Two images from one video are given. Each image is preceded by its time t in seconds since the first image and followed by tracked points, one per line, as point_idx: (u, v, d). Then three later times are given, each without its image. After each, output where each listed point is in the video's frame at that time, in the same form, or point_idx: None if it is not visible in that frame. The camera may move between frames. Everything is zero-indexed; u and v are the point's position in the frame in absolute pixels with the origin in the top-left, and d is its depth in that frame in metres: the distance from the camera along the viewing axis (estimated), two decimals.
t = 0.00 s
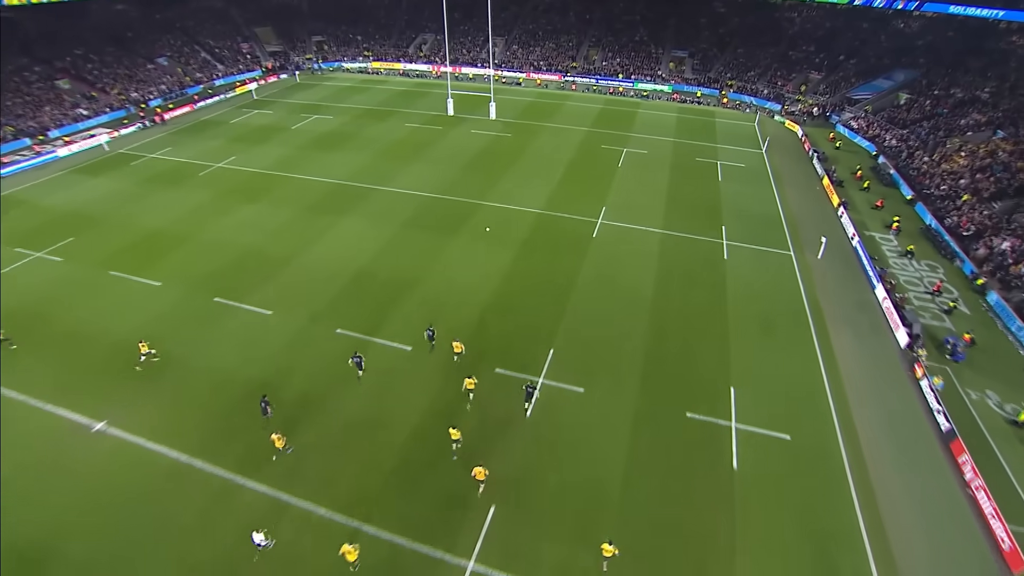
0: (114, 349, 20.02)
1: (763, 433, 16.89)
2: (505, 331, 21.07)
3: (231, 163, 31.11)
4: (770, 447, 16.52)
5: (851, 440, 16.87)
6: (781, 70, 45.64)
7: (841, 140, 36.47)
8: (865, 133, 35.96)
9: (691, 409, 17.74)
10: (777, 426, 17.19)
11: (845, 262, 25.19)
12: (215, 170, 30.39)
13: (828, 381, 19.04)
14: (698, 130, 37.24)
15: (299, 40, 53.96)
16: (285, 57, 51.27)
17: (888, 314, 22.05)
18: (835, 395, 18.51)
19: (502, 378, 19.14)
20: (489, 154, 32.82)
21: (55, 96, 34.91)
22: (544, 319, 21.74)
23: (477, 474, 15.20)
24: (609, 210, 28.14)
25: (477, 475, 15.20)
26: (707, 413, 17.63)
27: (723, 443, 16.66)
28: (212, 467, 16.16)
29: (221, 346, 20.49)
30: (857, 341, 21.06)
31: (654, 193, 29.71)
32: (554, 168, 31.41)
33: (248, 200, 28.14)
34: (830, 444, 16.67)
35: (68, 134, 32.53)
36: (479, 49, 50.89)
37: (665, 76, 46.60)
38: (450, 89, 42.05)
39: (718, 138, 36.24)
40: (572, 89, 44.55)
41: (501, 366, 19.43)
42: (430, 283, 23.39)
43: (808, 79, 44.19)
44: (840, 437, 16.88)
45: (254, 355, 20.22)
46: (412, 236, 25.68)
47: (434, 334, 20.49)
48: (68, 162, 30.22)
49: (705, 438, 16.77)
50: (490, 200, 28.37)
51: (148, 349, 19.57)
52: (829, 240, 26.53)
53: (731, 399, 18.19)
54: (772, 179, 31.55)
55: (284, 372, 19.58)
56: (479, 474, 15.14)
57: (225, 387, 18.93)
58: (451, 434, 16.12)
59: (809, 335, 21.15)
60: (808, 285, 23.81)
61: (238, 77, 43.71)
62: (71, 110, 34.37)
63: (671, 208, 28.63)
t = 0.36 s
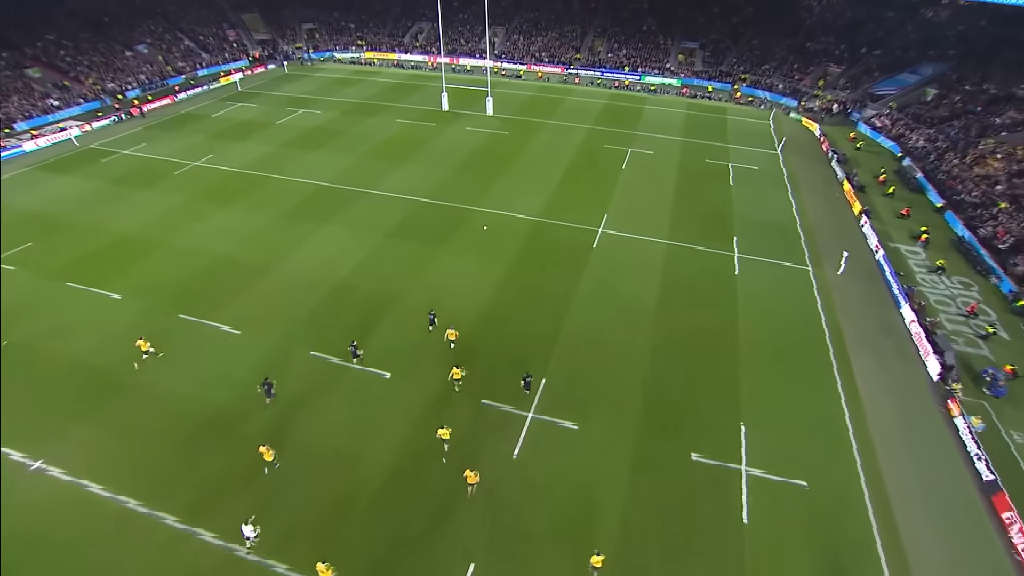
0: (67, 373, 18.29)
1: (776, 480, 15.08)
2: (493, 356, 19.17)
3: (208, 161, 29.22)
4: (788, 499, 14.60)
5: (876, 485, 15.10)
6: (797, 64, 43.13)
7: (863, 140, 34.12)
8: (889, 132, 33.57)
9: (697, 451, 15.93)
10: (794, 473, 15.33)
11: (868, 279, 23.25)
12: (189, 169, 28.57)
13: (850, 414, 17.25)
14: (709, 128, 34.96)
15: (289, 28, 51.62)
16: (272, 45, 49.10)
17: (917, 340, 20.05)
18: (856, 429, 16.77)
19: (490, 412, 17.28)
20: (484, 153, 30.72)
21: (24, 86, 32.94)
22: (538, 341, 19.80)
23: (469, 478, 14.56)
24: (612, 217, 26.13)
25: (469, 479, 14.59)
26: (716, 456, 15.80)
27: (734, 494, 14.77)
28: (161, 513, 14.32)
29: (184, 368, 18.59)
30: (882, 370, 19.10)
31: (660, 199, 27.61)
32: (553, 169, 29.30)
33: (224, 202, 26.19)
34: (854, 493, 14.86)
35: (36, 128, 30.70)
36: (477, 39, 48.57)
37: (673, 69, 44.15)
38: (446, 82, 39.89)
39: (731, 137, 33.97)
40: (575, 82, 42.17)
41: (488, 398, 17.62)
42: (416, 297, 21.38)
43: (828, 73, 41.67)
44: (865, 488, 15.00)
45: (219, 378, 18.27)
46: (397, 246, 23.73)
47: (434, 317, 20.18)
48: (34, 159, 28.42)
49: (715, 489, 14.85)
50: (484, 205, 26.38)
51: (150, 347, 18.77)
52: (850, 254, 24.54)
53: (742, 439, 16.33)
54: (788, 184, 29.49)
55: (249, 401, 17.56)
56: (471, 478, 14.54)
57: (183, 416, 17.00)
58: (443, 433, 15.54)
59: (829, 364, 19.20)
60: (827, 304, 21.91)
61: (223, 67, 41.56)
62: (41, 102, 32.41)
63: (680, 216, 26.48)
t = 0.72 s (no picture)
0: (25, 398, 16.89)
1: (803, 547, 12.89)
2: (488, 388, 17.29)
3: (195, 160, 27.57)
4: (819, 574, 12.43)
5: (922, 557, 12.83)
6: (830, 58, 40.26)
7: (903, 142, 31.25)
8: (933, 134, 30.68)
9: (710, 507, 13.77)
10: (823, 538, 13.12)
11: (908, 305, 20.90)
12: (174, 168, 26.91)
13: (889, 466, 14.97)
14: (732, 130, 32.51)
15: (292, 16, 49.67)
16: (274, 35, 47.21)
17: (967, 377, 17.62)
18: (895, 483, 14.54)
19: (480, 454, 15.33)
20: (488, 160, 29.00)
21: (11, 76, 31.67)
22: (538, 371, 17.87)
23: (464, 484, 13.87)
24: (622, 234, 24.26)
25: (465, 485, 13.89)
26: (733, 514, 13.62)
27: (753, 563, 12.62)
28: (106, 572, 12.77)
29: (151, 396, 17.07)
30: (927, 414, 16.77)
31: (674, 213, 25.68)
32: (560, 179, 27.59)
33: (209, 205, 24.61)
34: (896, 567, 12.61)
35: (19, 120, 29.22)
36: (488, 30, 46.25)
37: (695, 64, 41.46)
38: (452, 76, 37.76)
39: (756, 140, 31.51)
40: (589, 77, 39.71)
41: (479, 438, 15.64)
42: (407, 321, 19.77)
43: (864, 68, 38.72)
44: (909, 561, 12.72)
45: (186, 407, 16.71)
46: (389, 263, 22.17)
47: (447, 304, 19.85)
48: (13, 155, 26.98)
49: (732, 557, 12.72)
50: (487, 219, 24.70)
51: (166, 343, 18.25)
52: (888, 275, 22.18)
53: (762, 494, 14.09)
54: (818, 194, 27.08)
55: (216, 436, 15.94)
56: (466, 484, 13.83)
57: (144, 451, 15.49)
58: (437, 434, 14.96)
59: (866, 404, 16.90)
60: (862, 332, 19.65)
61: (220, 57, 39.78)
62: (27, 93, 31.02)
63: (696, 232, 24.55)
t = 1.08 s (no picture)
0: None
1: None
2: (491, 431, 15.49)
3: (201, 161, 26.40)
4: None
5: None
6: (887, 57, 36.84)
7: (971, 152, 28.02)
8: (1007, 144, 27.40)
9: None
10: None
11: (979, 346, 18.27)
12: (179, 169, 25.75)
13: (962, 550, 12.68)
14: (775, 136, 29.80)
15: (311, 7, 48.24)
16: (292, 25, 45.80)
17: None
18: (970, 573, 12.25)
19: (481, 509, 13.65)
20: (507, 165, 27.02)
21: (24, 69, 30.99)
22: (551, 412, 16.04)
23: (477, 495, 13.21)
24: (649, 255, 22.15)
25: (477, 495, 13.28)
26: None
27: None
28: None
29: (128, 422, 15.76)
30: (1007, 482, 14.31)
31: (708, 231, 23.36)
32: (583, 190, 25.53)
33: (212, 211, 23.38)
34: None
35: (27, 114, 28.36)
36: (514, 24, 44.05)
37: (735, 62, 38.52)
38: (473, 74, 35.88)
39: (801, 148, 28.76)
40: (620, 75, 37.21)
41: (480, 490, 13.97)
42: (408, 348, 18.11)
43: (927, 67, 35.33)
44: None
45: (164, 438, 15.37)
46: (393, 280, 20.55)
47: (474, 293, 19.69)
48: (19, 152, 26.12)
49: None
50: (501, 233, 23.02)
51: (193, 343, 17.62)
52: (955, 310, 19.52)
53: None
54: (872, 212, 24.35)
55: (192, 473, 14.52)
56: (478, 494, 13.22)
57: (115, 489, 14.14)
58: (448, 439, 14.30)
59: (933, 469, 14.53)
60: (925, 377, 17.14)
61: (236, 49, 38.58)
62: (38, 85, 30.17)
63: (731, 255, 22.24)
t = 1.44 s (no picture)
0: None
1: None
2: (494, 486, 13.63)
3: (197, 165, 24.89)
4: None
5: None
6: (944, 54, 33.62)
7: None
8: None
9: None
10: None
11: None
12: (174, 174, 24.28)
13: None
14: (817, 143, 27.21)
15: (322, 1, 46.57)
16: (302, 19, 44.08)
17: None
18: None
19: None
20: (522, 172, 25.04)
21: (21, 64, 29.79)
22: (563, 465, 14.11)
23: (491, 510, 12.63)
24: (675, 280, 19.94)
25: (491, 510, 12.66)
26: None
27: None
28: None
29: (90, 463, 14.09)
30: None
31: (741, 251, 21.11)
32: (604, 202, 23.39)
33: (203, 222, 21.83)
34: None
35: (21, 113, 27.14)
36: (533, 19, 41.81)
37: (772, 60, 35.69)
38: (488, 73, 33.88)
39: (847, 156, 26.14)
40: (646, 74, 34.77)
41: (479, 559, 12.18)
42: (405, 383, 16.22)
43: (991, 64, 32.27)
44: None
45: (128, 483, 13.69)
46: (393, 304, 18.81)
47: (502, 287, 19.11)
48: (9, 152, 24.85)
49: None
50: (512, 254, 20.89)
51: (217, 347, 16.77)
52: None
53: None
54: (930, 232, 21.76)
55: (155, 526, 12.84)
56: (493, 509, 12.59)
57: (68, 543, 12.54)
58: (461, 445, 13.79)
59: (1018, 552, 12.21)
60: (1002, 432, 14.74)
61: (242, 45, 37.12)
62: (35, 82, 28.97)
63: (770, 279, 19.89)
